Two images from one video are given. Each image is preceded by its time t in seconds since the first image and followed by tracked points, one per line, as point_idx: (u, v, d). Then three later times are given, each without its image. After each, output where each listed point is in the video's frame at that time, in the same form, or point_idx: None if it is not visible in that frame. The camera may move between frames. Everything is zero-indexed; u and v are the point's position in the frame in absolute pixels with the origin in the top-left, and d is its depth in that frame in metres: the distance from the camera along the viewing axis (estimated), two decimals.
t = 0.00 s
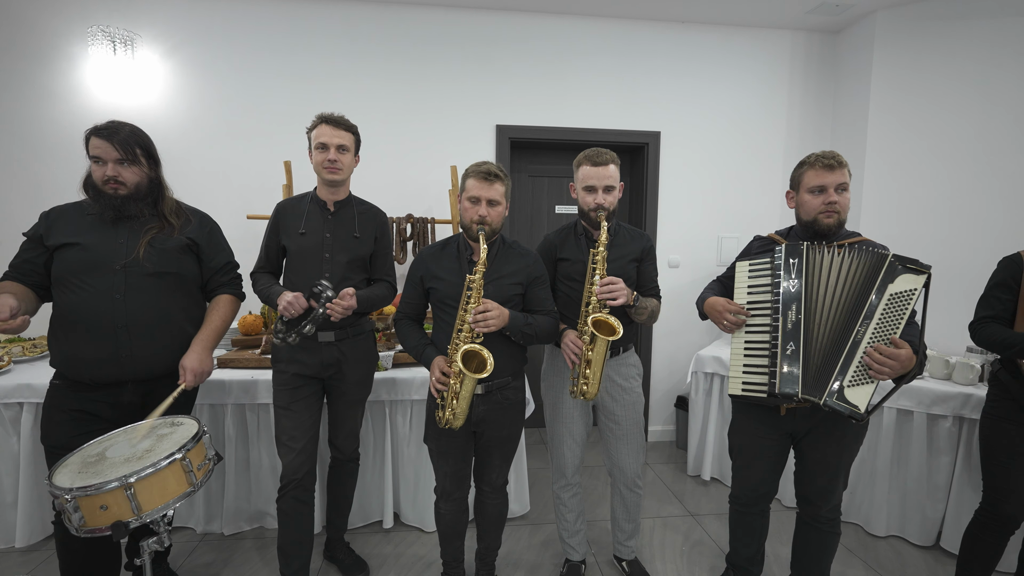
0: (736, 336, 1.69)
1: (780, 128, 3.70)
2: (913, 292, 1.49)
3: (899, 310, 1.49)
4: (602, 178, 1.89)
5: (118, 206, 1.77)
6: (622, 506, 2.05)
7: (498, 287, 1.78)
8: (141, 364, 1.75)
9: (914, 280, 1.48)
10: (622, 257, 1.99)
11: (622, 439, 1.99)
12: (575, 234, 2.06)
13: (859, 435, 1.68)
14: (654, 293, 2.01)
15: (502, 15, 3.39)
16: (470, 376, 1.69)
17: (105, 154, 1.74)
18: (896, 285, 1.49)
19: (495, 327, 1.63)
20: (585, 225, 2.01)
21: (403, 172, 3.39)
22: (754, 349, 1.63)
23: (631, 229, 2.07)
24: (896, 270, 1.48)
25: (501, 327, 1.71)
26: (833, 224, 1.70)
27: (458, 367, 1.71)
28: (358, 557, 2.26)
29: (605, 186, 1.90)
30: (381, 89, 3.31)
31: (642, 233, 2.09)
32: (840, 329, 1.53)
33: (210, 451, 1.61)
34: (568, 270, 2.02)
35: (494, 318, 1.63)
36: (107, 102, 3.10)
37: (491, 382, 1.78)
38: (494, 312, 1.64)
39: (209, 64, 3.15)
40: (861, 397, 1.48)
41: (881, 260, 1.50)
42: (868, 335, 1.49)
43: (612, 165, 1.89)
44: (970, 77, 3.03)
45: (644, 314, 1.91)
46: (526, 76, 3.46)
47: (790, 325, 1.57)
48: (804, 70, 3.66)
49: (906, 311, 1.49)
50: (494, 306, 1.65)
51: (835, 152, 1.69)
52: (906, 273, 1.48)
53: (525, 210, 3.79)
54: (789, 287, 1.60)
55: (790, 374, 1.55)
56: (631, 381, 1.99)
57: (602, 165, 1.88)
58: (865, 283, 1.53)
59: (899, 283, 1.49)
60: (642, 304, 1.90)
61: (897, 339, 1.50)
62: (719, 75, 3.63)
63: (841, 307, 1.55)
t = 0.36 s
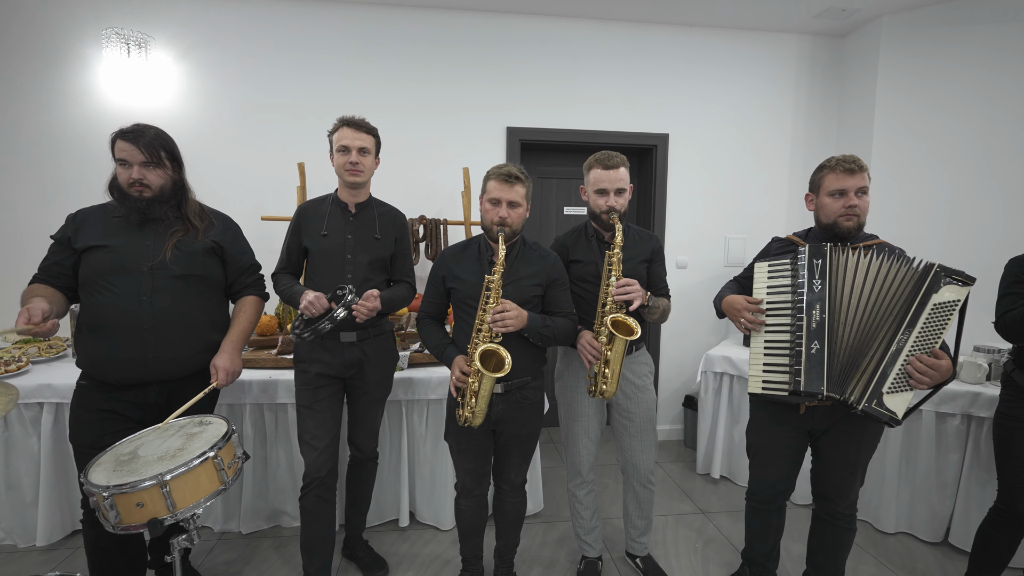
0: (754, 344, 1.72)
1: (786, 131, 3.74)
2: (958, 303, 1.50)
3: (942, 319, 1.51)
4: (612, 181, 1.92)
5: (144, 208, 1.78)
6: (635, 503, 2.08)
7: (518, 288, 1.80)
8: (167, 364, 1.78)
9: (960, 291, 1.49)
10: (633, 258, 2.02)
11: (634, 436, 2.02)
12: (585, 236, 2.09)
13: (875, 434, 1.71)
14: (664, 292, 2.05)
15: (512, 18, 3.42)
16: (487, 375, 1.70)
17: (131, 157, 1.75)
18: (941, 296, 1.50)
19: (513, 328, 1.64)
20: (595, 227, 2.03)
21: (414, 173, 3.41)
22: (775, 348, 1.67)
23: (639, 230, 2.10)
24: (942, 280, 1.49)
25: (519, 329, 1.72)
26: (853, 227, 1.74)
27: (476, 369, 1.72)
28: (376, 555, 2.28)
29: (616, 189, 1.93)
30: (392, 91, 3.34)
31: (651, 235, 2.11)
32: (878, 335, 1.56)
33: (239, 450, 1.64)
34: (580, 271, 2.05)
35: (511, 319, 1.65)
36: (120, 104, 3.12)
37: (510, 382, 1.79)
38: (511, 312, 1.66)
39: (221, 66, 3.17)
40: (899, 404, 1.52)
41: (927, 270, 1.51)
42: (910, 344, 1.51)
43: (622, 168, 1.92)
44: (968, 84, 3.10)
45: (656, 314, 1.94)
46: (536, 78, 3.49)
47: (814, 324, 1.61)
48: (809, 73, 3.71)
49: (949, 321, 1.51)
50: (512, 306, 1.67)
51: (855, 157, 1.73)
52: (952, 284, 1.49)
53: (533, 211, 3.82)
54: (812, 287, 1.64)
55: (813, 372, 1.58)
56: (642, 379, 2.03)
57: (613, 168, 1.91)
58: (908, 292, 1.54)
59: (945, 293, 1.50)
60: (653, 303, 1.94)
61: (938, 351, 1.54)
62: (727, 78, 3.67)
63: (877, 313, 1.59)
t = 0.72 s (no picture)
0: (769, 339, 1.76)
1: (792, 130, 3.78)
2: (992, 314, 1.53)
3: (975, 330, 1.53)
4: (638, 181, 1.95)
5: (169, 207, 1.81)
6: (645, 498, 2.12)
7: (537, 286, 1.84)
8: (194, 361, 1.81)
9: (995, 303, 1.52)
10: (658, 256, 2.06)
11: (651, 431, 2.06)
12: (609, 234, 2.12)
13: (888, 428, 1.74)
14: (686, 291, 2.10)
15: (521, 20, 3.45)
16: (508, 371, 1.74)
17: (156, 158, 1.77)
18: (978, 306, 1.52)
19: (532, 325, 1.69)
20: (621, 225, 2.08)
21: (425, 174, 3.45)
22: (788, 343, 1.71)
23: (662, 230, 2.14)
24: (980, 291, 1.51)
25: (538, 327, 1.76)
26: (867, 224, 1.78)
27: (497, 366, 1.75)
28: (394, 549, 2.32)
29: (643, 188, 1.96)
30: (403, 92, 3.37)
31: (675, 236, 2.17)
32: (910, 341, 1.58)
33: (265, 444, 1.67)
34: (603, 269, 2.08)
35: (531, 316, 1.69)
36: (135, 105, 3.15)
37: (530, 377, 1.82)
38: (530, 310, 1.70)
39: (235, 68, 3.20)
40: (932, 412, 1.54)
41: (966, 280, 1.52)
42: (946, 353, 1.52)
43: (648, 168, 1.97)
44: (969, 89, 3.16)
45: (679, 312, 2.01)
46: (545, 80, 3.52)
47: (827, 318, 1.64)
48: (815, 74, 3.74)
49: (982, 332, 1.54)
50: (532, 306, 1.71)
51: (868, 156, 1.76)
52: (989, 295, 1.51)
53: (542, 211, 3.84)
54: (825, 282, 1.68)
55: (824, 365, 1.62)
56: (664, 375, 2.07)
57: (639, 168, 1.95)
58: (942, 302, 1.56)
59: (981, 304, 1.52)
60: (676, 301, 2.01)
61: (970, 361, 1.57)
62: (734, 79, 3.70)
63: (906, 318, 1.61)
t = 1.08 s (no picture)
0: (767, 332, 1.78)
1: (792, 127, 3.81)
2: (1001, 310, 1.53)
3: (985, 326, 1.54)
4: (655, 177, 1.98)
5: (176, 204, 1.85)
6: (651, 489, 2.15)
7: (542, 281, 1.86)
8: (204, 354, 1.85)
9: (1003, 299, 1.52)
10: (673, 250, 2.10)
11: (662, 424, 2.09)
12: (625, 229, 2.15)
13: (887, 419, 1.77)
14: (702, 285, 2.13)
15: (523, 20, 3.48)
16: (513, 365, 1.77)
17: (164, 154, 1.79)
18: (989, 304, 1.51)
19: (536, 319, 1.71)
20: (637, 220, 2.11)
21: (428, 172, 3.48)
22: (787, 334, 1.73)
23: (679, 225, 2.18)
24: (992, 289, 1.50)
25: (543, 322, 1.78)
26: (865, 219, 1.80)
27: (502, 360, 1.78)
28: (399, 541, 2.34)
29: (659, 184, 1.99)
30: (405, 91, 3.39)
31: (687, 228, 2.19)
32: (923, 339, 1.58)
33: (274, 437, 1.70)
34: (620, 263, 2.12)
35: (535, 310, 1.70)
36: (140, 105, 3.17)
37: (536, 370, 1.85)
38: (534, 303, 1.72)
39: (239, 67, 3.23)
40: (945, 408, 1.55)
41: (977, 278, 1.51)
42: (960, 352, 1.52)
43: (664, 164, 1.99)
44: (961, 88, 3.20)
45: (694, 306, 2.02)
46: (546, 78, 3.54)
47: (824, 310, 1.66)
48: (814, 72, 3.77)
49: (992, 329, 1.54)
50: (535, 301, 1.71)
51: (867, 152, 1.79)
52: (999, 292, 1.51)
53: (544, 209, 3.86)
54: (823, 274, 1.69)
55: (823, 357, 1.65)
56: (679, 367, 2.09)
57: (655, 163, 1.98)
58: (951, 299, 1.56)
59: (992, 302, 1.52)
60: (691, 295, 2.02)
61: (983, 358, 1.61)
62: (734, 77, 3.73)
63: (911, 313, 1.62)
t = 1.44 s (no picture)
0: (763, 328, 1.79)
1: (790, 126, 3.81)
2: (956, 279, 1.56)
3: (944, 297, 1.57)
4: (663, 177, 2.00)
5: (175, 201, 1.87)
6: (651, 484, 2.17)
7: (535, 276, 1.88)
8: (205, 351, 1.87)
9: (955, 268, 1.56)
10: (679, 250, 2.09)
11: (664, 420, 2.11)
12: (633, 228, 2.17)
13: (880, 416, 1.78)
14: (708, 285, 2.13)
15: (521, 20, 3.50)
16: (508, 357, 1.78)
17: (164, 152, 1.82)
18: (940, 275, 1.56)
19: (531, 312, 1.73)
20: (644, 219, 2.13)
21: (427, 171, 3.50)
22: (780, 331, 1.75)
23: (686, 225, 2.18)
24: (937, 260, 1.56)
25: (538, 316, 1.80)
26: (850, 215, 1.82)
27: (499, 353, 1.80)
28: (398, 537, 2.37)
29: (667, 184, 2.01)
30: (404, 91, 3.42)
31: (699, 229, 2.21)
32: (888, 317, 1.62)
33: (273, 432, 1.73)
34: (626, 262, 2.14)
35: (529, 303, 1.74)
36: (143, 106, 3.21)
37: (531, 366, 1.87)
38: (529, 295, 1.75)
39: (240, 69, 3.26)
40: (919, 380, 1.56)
41: (920, 252, 1.58)
42: (920, 324, 1.56)
43: (672, 164, 2.00)
44: (960, 85, 3.19)
45: (699, 305, 2.03)
46: (544, 78, 3.56)
47: (809, 304, 1.70)
48: (813, 71, 3.78)
49: (951, 299, 1.57)
50: (530, 293, 1.75)
51: (854, 149, 1.81)
52: (947, 262, 1.56)
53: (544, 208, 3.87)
54: (807, 270, 1.72)
55: (810, 350, 1.67)
56: (684, 365, 2.09)
57: (664, 164, 2.00)
58: (905, 275, 1.61)
59: (942, 272, 1.56)
60: (697, 295, 2.02)
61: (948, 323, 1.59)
62: (732, 76, 3.74)
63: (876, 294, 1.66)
